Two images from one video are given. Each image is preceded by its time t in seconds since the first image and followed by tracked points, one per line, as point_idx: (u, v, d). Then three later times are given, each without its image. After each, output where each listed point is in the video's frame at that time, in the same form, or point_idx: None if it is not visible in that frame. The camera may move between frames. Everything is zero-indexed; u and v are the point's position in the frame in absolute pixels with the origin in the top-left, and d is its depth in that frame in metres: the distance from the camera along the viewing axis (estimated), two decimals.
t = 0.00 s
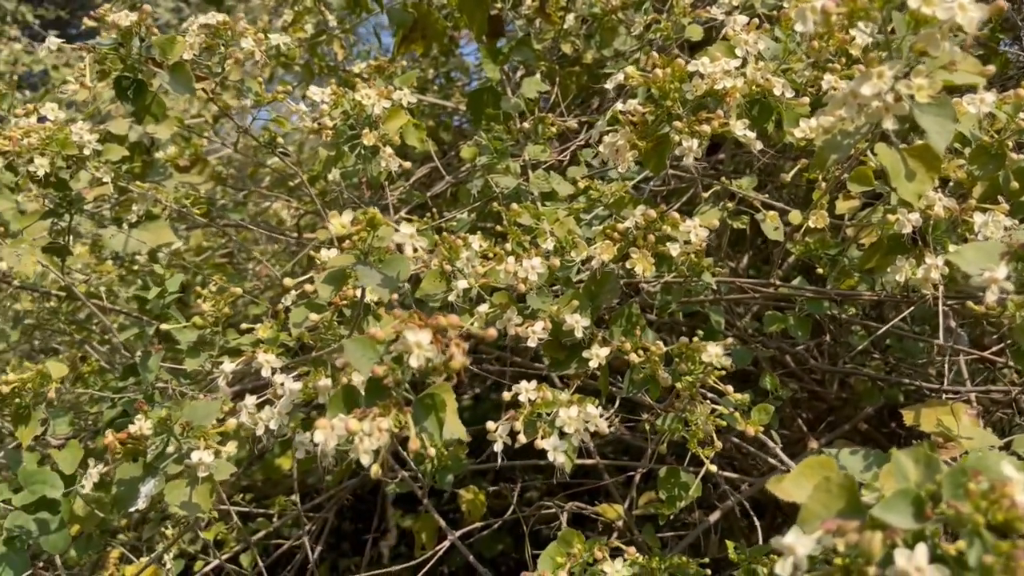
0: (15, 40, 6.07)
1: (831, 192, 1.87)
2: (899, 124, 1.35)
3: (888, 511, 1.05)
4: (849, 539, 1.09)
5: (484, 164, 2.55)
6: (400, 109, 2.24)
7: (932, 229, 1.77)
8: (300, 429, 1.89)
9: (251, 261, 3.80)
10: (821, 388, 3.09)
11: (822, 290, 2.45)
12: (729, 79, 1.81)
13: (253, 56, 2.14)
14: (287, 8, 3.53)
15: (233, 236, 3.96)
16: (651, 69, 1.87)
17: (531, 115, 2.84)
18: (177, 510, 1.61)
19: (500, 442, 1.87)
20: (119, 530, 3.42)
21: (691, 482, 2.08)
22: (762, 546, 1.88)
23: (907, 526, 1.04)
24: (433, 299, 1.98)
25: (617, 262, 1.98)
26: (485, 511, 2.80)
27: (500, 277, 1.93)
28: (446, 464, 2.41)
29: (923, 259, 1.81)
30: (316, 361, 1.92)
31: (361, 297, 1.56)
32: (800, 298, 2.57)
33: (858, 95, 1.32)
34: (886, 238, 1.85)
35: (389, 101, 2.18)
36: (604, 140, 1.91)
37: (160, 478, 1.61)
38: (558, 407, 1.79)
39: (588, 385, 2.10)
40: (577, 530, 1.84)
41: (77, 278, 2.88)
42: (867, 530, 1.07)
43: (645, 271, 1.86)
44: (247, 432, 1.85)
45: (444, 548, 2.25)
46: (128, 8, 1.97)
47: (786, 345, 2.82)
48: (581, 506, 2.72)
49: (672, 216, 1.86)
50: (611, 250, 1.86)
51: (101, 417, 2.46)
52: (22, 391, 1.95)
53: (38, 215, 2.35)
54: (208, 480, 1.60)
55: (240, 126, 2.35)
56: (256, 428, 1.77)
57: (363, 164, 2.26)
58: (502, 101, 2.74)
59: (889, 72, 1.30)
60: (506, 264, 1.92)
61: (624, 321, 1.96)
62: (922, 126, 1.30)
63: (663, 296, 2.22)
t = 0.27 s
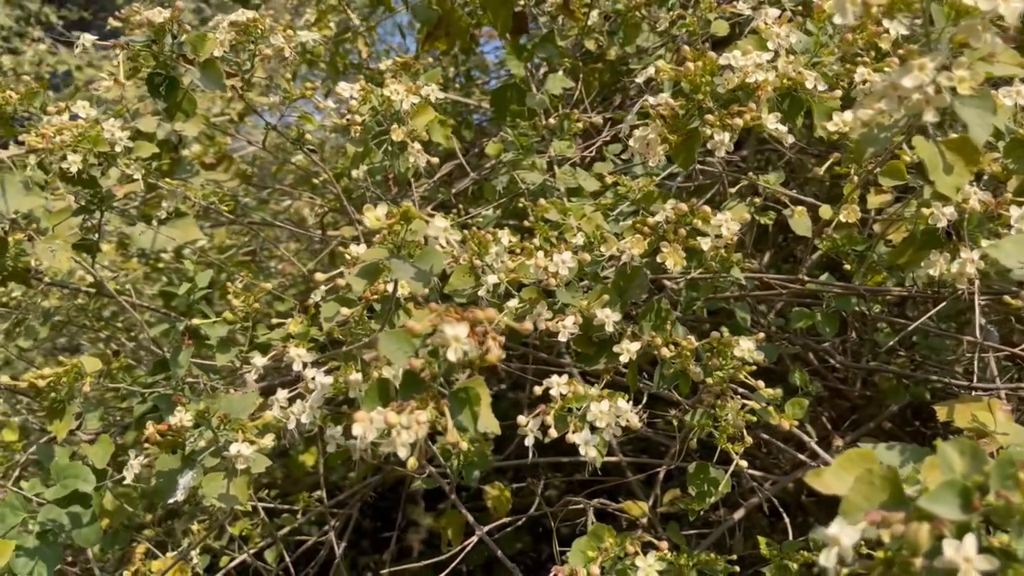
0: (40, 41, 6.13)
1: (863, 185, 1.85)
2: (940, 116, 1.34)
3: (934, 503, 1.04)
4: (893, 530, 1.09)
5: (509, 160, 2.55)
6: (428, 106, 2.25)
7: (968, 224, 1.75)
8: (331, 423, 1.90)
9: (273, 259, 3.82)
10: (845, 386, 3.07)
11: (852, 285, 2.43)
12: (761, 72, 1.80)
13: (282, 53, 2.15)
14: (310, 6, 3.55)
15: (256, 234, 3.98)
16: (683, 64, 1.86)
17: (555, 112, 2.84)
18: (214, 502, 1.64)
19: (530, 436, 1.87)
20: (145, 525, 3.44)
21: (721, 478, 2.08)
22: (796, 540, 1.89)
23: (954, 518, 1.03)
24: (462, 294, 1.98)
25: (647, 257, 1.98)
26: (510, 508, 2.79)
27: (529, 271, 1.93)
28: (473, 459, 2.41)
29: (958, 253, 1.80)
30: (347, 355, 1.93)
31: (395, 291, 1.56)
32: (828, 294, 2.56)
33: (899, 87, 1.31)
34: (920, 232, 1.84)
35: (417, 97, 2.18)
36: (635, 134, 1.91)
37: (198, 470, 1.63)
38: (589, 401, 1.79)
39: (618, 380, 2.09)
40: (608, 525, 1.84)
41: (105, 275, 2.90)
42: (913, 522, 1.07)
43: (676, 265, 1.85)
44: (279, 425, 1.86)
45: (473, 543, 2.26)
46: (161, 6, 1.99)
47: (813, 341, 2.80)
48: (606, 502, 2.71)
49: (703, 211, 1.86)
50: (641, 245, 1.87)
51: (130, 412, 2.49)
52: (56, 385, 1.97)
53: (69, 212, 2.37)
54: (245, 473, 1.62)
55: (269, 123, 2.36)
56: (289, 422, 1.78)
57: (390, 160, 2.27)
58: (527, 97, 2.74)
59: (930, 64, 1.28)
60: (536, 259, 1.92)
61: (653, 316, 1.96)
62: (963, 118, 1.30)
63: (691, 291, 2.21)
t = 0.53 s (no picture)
0: (66, 46, 6.20)
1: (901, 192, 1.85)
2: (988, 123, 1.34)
3: (986, 513, 1.06)
4: (945, 540, 1.09)
5: (541, 165, 2.56)
6: (462, 113, 2.26)
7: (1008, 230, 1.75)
8: (370, 428, 1.93)
9: (301, 262, 3.85)
10: (874, 390, 3.06)
11: (884, 290, 2.43)
12: (798, 79, 1.80)
13: (319, 60, 2.18)
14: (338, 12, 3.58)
15: (282, 238, 4.02)
16: (719, 70, 1.87)
17: (584, 116, 2.86)
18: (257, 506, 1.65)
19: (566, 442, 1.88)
20: (176, 526, 3.48)
21: (754, 483, 2.08)
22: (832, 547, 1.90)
23: (1006, 528, 1.05)
24: (497, 299, 1.99)
25: (682, 263, 1.99)
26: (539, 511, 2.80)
27: (565, 278, 1.94)
28: (504, 463, 2.43)
29: (997, 260, 1.80)
30: (384, 360, 1.95)
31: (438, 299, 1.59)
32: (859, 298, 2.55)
33: (947, 95, 1.31)
34: (958, 238, 1.84)
35: (451, 104, 2.20)
36: (671, 141, 1.91)
37: (241, 474, 1.64)
38: (627, 407, 1.80)
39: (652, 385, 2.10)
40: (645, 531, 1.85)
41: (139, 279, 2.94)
42: (965, 532, 1.08)
43: (713, 272, 1.86)
44: (319, 430, 1.88)
45: (506, 547, 2.26)
46: (203, 16, 2.02)
47: (842, 345, 2.80)
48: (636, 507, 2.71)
49: (740, 218, 1.86)
50: (678, 251, 1.88)
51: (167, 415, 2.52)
52: (101, 389, 2.01)
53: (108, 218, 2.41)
54: (287, 476, 1.64)
55: (303, 129, 2.38)
56: (329, 426, 1.81)
57: (423, 166, 2.29)
58: (556, 102, 2.75)
59: (979, 71, 1.29)
60: (572, 265, 1.93)
61: (690, 323, 1.98)
62: (1010, 126, 1.27)
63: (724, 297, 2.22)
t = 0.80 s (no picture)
0: (91, 50, 6.26)
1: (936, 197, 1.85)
2: None
3: None
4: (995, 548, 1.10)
5: (571, 170, 2.57)
6: (495, 119, 2.29)
7: None
8: (408, 432, 1.95)
9: (328, 265, 3.88)
10: (903, 393, 3.06)
11: (916, 293, 2.42)
12: (835, 85, 1.80)
13: (355, 68, 2.21)
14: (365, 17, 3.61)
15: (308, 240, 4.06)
16: (755, 77, 1.88)
17: (613, 120, 2.87)
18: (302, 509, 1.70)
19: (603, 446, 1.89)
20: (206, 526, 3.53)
21: (789, 487, 2.09)
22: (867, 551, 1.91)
23: None
24: (532, 304, 2.01)
25: (717, 268, 2.00)
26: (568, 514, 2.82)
27: (601, 283, 1.95)
28: (536, 465, 2.45)
29: None
30: (421, 365, 1.97)
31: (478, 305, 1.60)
32: (891, 302, 2.55)
33: (992, 104, 1.32)
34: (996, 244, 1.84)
35: (485, 110, 2.22)
36: (707, 147, 1.93)
37: (286, 479, 1.67)
38: (664, 412, 1.81)
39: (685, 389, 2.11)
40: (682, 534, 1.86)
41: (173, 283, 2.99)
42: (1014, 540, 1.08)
43: (749, 277, 1.87)
44: (359, 434, 1.91)
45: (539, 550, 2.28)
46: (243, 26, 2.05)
47: (872, 348, 2.79)
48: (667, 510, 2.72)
49: (777, 223, 1.87)
50: (715, 256, 1.90)
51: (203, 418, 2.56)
52: (143, 393, 2.04)
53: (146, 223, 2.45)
54: (331, 480, 1.67)
55: (337, 136, 2.41)
56: (370, 430, 1.84)
57: (457, 171, 2.31)
58: (586, 107, 2.76)
59: None
60: (608, 270, 1.94)
61: (725, 326, 1.98)
62: None
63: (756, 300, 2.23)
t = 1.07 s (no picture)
0: (117, 55, 6.33)
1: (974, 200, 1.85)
2: None
3: None
4: None
5: (600, 173, 2.57)
6: (526, 123, 2.30)
7: None
8: (443, 436, 1.97)
9: (353, 268, 3.91)
10: (932, 396, 3.04)
11: (949, 296, 2.41)
12: (872, 88, 1.79)
13: (388, 73, 2.23)
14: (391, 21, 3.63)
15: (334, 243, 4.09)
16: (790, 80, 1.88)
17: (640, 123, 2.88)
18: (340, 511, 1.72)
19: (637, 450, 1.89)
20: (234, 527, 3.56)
21: (823, 491, 2.08)
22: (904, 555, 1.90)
23: None
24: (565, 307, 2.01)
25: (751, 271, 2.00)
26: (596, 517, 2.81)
27: (635, 287, 1.95)
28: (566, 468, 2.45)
29: None
30: (455, 368, 1.98)
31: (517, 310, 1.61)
32: (922, 304, 2.54)
33: None
34: None
35: (517, 114, 2.23)
36: (741, 150, 1.93)
37: (324, 481, 1.69)
38: (700, 416, 1.81)
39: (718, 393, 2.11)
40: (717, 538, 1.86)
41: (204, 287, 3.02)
42: None
43: (785, 280, 1.88)
44: (395, 437, 1.92)
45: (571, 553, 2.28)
46: (280, 34, 2.08)
47: (903, 351, 2.78)
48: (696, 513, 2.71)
49: (812, 227, 1.87)
50: (750, 260, 1.91)
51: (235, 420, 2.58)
52: (180, 395, 2.06)
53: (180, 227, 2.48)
54: (370, 482, 1.69)
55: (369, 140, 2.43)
56: (406, 433, 1.85)
57: (488, 175, 2.32)
58: (614, 109, 2.77)
59: None
60: (642, 274, 1.94)
61: (759, 329, 1.99)
62: None
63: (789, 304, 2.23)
